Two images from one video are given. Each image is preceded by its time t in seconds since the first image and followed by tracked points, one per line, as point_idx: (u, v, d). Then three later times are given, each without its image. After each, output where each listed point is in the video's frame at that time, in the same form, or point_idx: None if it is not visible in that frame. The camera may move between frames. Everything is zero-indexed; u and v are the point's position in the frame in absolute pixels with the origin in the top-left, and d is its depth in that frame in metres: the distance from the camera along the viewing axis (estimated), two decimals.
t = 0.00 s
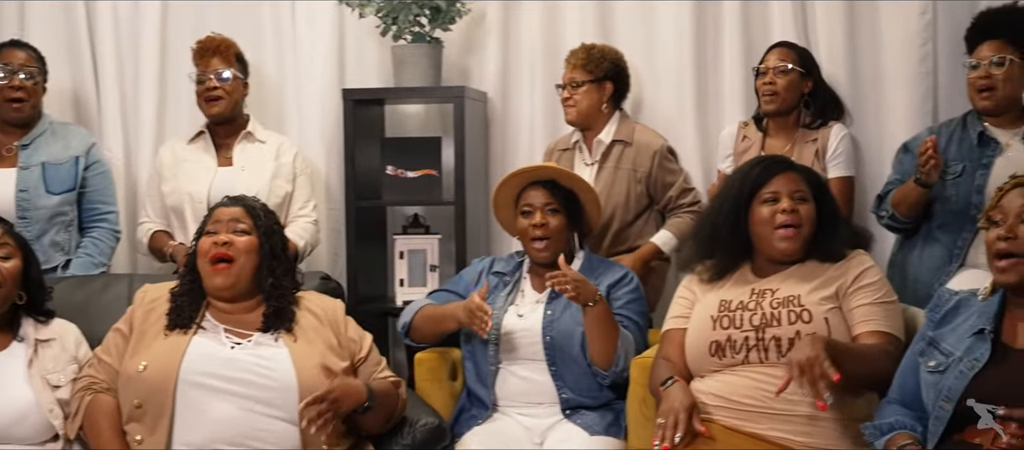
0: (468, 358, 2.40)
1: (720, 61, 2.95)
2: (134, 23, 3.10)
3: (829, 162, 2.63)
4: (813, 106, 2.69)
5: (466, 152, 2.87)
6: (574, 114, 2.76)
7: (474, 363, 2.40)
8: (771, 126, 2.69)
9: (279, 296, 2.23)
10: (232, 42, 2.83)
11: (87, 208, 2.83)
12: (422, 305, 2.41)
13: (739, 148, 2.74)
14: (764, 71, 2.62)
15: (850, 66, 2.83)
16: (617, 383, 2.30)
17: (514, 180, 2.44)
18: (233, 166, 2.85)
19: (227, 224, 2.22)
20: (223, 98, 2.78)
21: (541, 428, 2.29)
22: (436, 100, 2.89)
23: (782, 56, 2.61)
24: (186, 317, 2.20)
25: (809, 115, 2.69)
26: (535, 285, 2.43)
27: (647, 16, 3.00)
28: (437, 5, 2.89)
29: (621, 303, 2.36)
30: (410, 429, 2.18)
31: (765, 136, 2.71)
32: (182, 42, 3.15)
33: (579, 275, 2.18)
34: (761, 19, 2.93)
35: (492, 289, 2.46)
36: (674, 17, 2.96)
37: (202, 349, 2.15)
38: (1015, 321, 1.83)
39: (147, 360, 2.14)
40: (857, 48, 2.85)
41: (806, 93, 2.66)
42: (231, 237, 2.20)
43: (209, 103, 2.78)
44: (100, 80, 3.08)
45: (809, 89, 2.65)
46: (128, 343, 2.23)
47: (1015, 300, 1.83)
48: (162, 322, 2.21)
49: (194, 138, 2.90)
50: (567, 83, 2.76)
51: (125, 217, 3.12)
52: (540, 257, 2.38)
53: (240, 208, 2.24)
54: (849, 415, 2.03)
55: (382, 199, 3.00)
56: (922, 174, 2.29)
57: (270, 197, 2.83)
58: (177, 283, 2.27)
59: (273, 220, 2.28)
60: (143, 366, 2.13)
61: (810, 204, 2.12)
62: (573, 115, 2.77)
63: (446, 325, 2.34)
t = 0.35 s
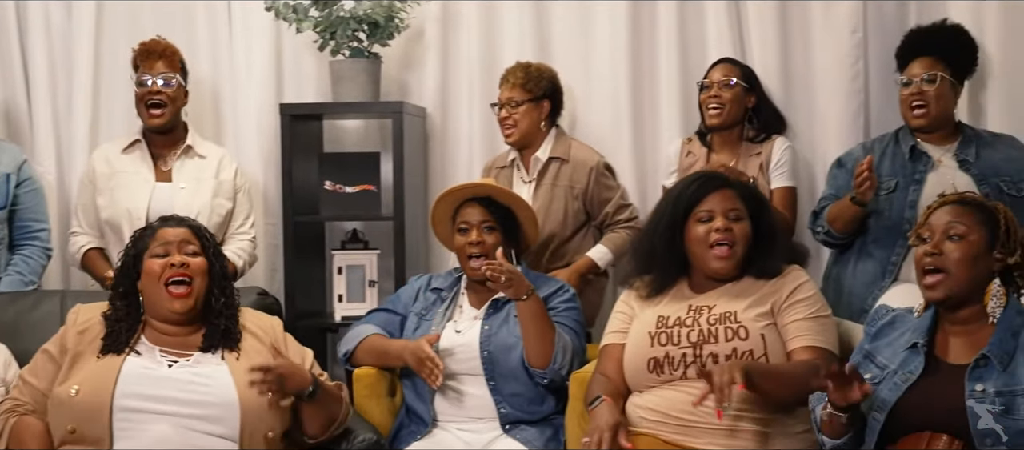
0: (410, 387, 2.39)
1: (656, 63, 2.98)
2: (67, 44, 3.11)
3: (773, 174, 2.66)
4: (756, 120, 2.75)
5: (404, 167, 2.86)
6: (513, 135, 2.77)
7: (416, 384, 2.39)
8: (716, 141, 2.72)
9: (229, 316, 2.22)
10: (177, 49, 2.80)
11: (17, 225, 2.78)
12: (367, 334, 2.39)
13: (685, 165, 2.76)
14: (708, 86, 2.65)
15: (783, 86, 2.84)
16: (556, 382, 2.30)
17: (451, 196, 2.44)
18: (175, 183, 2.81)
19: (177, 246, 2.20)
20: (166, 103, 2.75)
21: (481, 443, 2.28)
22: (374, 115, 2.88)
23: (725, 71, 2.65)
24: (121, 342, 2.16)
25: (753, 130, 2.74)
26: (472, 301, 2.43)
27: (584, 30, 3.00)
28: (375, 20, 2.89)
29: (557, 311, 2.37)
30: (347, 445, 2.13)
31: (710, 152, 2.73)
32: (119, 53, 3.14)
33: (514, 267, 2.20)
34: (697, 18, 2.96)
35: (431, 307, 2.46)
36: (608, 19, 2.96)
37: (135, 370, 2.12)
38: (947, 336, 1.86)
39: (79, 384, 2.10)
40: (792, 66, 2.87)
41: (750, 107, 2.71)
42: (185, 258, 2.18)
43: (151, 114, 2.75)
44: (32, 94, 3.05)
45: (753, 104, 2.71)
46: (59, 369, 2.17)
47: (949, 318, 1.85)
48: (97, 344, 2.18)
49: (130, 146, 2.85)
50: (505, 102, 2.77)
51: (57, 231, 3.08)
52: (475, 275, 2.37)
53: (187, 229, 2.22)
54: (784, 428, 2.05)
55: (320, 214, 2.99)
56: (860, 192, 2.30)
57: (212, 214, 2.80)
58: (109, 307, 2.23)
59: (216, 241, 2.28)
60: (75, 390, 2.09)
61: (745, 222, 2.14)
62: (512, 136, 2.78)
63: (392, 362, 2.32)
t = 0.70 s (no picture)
0: (364, 382, 2.38)
1: (608, 61, 2.98)
2: (12, 44, 3.06)
3: (715, 178, 2.71)
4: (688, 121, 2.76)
5: (356, 169, 2.85)
6: (479, 132, 2.77)
7: (369, 383, 2.38)
8: (650, 142, 2.73)
9: (178, 314, 2.18)
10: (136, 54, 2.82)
11: None
12: (320, 335, 2.38)
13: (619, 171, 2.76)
14: (658, 85, 2.66)
15: (733, 85, 2.86)
16: (509, 386, 2.32)
17: (403, 196, 2.44)
18: (114, 195, 2.78)
19: (121, 242, 2.15)
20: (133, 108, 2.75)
21: (432, 444, 2.27)
22: (325, 115, 2.87)
23: (672, 75, 2.67)
24: (71, 338, 2.13)
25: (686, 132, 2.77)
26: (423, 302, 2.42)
27: (536, 30, 3.01)
28: (326, 20, 2.87)
29: (505, 310, 2.37)
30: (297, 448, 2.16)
31: (643, 157, 2.74)
32: (64, 54, 3.10)
33: (459, 289, 2.18)
34: (647, 20, 2.95)
35: (381, 308, 2.45)
36: (562, 18, 2.97)
37: (86, 370, 2.09)
38: (897, 331, 1.87)
39: (29, 384, 2.07)
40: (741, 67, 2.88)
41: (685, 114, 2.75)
42: (127, 255, 2.14)
43: (117, 116, 2.73)
44: None
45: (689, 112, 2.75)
46: (6, 370, 2.15)
47: (900, 313, 1.85)
48: (47, 342, 2.14)
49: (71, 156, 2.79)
50: (469, 99, 2.76)
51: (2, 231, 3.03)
52: (426, 272, 2.37)
53: (133, 225, 2.17)
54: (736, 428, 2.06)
55: (271, 214, 2.97)
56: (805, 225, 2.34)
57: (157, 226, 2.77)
58: (59, 304, 2.18)
59: (165, 237, 2.22)
60: (25, 390, 2.06)
61: (682, 223, 2.15)
62: (477, 133, 2.77)
63: (345, 361, 2.31)
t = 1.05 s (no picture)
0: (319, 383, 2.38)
1: (564, 61, 2.98)
2: None
3: (663, 177, 2.75)
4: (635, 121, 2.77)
5: (311, 169, 2.84)
6: (423, 134, 2.77)
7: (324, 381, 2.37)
8: (596, 141, 2.74)
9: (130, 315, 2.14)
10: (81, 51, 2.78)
11: None
12: (276, 336, 2.36)
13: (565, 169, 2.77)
14: (608, 86, 2.66)
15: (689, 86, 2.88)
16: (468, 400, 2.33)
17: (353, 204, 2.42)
18: (71, 198, 2.75)
19: (68, 240, 2.12)
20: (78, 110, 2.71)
21: (390, 443, 2.27)
22: (280, 115, 2.85)
23: (620, 75, 2.68)
24: (18, 335, 2.11)
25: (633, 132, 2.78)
26: (380, 302, 2.42)
27: (492, 30, 3.01)
28: (281, 20, 2.86)
29: (466, 319, 2.37)
30: None
31: (590, 157, 2.75)
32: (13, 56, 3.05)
33: (409, 343, 2.13)
34: (603, 19, 2.95)
35: (338, 307, 2.43)
36: (518, 18, 2.97)
37: (33, 371, 2.07)
38: (855, 330, 1.88)
39: None
40: (696, 67, 2.89)
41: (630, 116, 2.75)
42: (73, 252, 2.11)
43: (60, 118, 2.69)
44: None
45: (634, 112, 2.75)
46: None
47: (858, 313, 1.87)
48: None
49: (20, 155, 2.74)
50: (414, 101, 2.76)
51: None
52: (385, 280, 2.36)
53: (81, 222, 2.14)
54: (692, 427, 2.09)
55: (226, 215, 2.95)
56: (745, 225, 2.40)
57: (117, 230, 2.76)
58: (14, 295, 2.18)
59: (118, 234, 2.18)
60: None
61: (626, 226, 2.15)
62: (422, 135, 2.77)
63: (301, 362, 2.29)
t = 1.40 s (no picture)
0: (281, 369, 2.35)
1: (525, 60, 2.98)
2: None
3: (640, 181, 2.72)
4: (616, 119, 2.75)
5: (272, 168, 2.82)
6: (387, 129, 2.77)
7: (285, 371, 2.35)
8: (579, 143, 2.77)
9: (98, 315, 2.12)
10: (9, 45, 2.62)
11: None
12: (231, 333, 2.35)
13: (550, 164, 2.79)
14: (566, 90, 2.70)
15: (651, 87, 2.88)
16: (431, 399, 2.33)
17: (312, 202, 2.41)
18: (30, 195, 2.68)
19: (49, 240, 2.07)
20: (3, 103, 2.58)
21: (351, 444, 2.26)
22: (241, 114, 2.84)
23: (580, 75, 2.69)
24: None
25: (615, 130, 2.76)
26: (340, 302, 2.40)
27: (453, 30, 3.00)
28: (241, 18, 2.84)
29: (428, 324, 2.36)
30: None
31: (574, 153, 2.78)
32: None
33: (355, 374, 2.09)
34: (566, 18, 2.96)
35: (297, 307, 2.42)
36: (479, 17, 2.97)
37: None
38: (814, 327, 1.90)
39: None
40: (658, 67, 2.90)
41: (609, 106, 2.73)
42: (57, 254, 2.06)
43: None
44: None
45: (612, 101, 2.73)
46: None
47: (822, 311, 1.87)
48: None
49: None
50: (376, 99, 2.77)
51: None
52: (345, 278, 2.34)
53: (59, 225, 2.09)
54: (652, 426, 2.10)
55: (185, 215, 2.93)
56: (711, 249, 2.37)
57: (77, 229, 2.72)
58: None
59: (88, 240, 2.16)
60: None
61: (585, 227, 2.15)
62: (386, 131, 2.77)
63: (258, 352, 2.28)
